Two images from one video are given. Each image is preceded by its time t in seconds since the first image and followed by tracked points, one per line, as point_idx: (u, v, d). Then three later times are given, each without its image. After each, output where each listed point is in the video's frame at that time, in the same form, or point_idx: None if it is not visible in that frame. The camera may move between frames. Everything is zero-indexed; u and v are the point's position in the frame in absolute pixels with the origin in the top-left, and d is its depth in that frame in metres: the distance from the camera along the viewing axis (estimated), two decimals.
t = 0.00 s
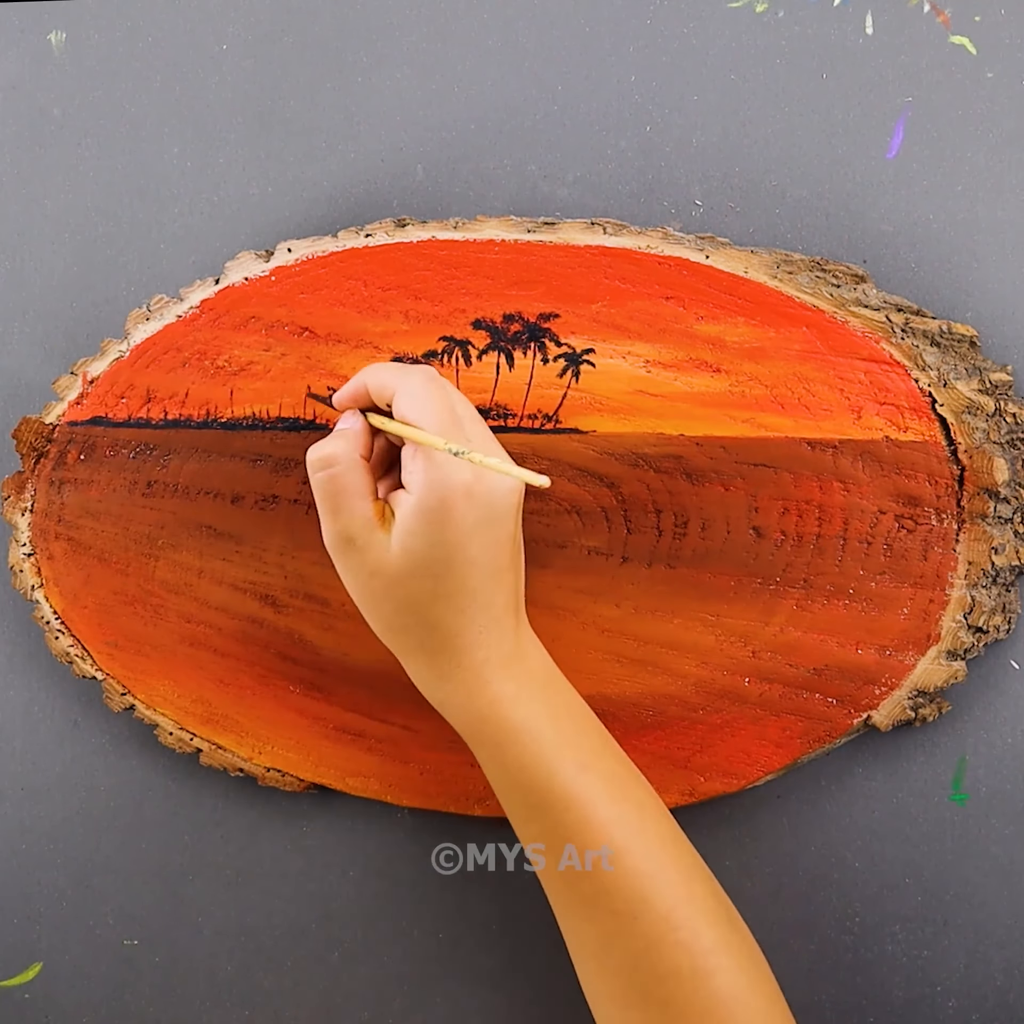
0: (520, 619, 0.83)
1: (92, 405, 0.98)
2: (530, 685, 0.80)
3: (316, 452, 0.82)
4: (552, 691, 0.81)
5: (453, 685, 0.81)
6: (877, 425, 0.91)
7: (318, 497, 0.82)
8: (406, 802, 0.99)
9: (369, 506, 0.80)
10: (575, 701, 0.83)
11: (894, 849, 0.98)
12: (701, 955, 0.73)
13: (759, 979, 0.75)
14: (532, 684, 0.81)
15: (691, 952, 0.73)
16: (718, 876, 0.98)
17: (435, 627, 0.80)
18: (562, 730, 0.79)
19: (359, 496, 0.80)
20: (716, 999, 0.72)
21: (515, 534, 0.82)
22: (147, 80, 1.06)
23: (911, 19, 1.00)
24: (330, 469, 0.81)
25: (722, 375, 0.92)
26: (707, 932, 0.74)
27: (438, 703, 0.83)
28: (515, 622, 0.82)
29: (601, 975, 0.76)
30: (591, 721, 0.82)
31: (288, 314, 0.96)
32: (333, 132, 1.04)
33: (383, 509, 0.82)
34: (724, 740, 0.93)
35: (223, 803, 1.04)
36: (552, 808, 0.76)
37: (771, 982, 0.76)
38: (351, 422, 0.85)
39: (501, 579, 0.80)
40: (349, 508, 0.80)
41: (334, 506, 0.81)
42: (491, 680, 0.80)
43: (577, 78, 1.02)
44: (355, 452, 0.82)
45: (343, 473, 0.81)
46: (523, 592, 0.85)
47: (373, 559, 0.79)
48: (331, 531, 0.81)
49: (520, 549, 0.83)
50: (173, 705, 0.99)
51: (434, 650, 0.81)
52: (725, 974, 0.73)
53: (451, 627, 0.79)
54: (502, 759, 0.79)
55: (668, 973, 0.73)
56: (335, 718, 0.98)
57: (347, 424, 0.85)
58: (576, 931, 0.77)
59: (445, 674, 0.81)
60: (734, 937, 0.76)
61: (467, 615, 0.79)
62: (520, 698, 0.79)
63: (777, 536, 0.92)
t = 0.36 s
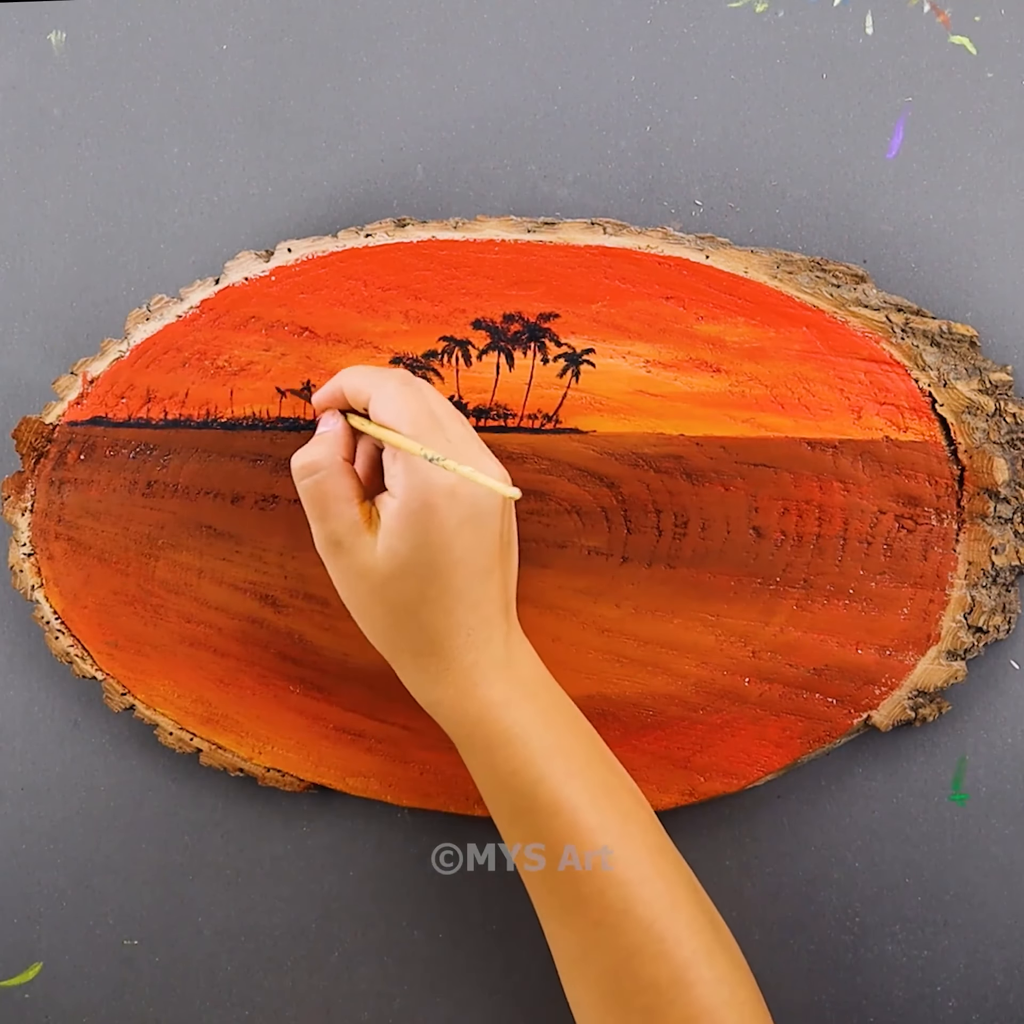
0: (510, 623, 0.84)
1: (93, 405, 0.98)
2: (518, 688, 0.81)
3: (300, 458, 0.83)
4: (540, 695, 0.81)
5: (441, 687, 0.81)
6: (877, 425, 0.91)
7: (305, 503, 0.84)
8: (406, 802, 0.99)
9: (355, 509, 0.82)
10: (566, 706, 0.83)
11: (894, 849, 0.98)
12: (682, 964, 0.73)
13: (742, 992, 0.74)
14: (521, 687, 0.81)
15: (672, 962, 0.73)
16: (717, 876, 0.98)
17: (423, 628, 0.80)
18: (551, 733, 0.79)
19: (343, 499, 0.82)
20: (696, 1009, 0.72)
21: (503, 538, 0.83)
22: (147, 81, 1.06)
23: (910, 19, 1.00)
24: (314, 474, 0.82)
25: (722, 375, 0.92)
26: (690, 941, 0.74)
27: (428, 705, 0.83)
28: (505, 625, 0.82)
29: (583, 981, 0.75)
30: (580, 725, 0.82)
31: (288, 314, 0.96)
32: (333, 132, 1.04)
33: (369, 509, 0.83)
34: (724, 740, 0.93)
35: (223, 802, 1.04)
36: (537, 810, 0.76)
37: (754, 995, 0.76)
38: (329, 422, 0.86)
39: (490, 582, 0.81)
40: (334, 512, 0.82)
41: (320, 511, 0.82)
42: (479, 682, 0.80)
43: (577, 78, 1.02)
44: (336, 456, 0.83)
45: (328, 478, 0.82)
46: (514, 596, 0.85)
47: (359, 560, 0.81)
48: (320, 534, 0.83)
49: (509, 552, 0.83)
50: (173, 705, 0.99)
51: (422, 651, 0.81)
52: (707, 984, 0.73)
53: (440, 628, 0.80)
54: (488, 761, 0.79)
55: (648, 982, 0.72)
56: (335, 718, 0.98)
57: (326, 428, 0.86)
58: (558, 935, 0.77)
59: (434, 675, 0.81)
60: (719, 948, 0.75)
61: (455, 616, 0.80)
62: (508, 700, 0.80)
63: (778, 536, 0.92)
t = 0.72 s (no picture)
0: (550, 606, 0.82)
1: (93, 405, 0.98)
2: (567, 673, 0.80)
3: (344, 448, 0.79)
4: (582, 679, 0.81)
5: (490, 673, 0.79)
6: (877, 425, 0.91)
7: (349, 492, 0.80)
8: (406, 802, 0.99)
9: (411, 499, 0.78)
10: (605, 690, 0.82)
11: (894, 849, 0.98)
12: (743, 946, 0.74)
13: (798, 973, 0.76)
14: (569, 673, 0.80)
15: (736, 944, 0.74)
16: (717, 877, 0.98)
17: (472, 614, 0.78)
18: (601, 720, 0.79)
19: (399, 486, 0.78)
20: (759, 989, 0.73)
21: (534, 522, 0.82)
22: (146, 81, 1.06)
23: (910, 20, 1.00)
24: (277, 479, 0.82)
25: (722, 375, 0.92)
26: (748, 921, 0.75)
27: (467, 688, 0.81)
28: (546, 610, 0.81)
29: (645, 967, 0.76)
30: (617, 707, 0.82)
31: (288, 314, 0.96)
32: (332, 132, 1.04)
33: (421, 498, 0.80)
34: (725, 740, 0.93)
35: (223, 802, 1.04)
36: (589, 794, 0.76)
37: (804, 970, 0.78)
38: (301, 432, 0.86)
39: (540, 568, 0.80)
40: (386, 501, 0.78)
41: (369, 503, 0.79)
42: (531, 668, 0.79)
43: (577, 78, 1.02)
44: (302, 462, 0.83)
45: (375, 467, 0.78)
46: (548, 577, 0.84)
47: (414, 550, 0.77)
48: (369, 525, 0.79)
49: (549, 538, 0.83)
50: (173, 705, 0.99)
51: (473, 637, 0.79)
52: (767, 964, 0.74)
53: (491, 613, 0.78)
54: (546, 748, 0.78)
55: (715, 965, 0.73)
56: (335, 718, 0.98)
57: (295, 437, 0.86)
58: (613, 922, 0.77)
59: (487, 663, 0.79)
60: (771, 929, 0.76)
61: (509, 603, 0.78)
62: (560, 687, 0.79)
63: (778, 536, 0.92)
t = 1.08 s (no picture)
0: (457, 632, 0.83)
1: (92, 405, 0.98)
2: (465, 697, 0.80)
3: (250, 463, 0.81)
4: (492, 701, 0.82)
5: (389, 697, 0.81)
6: (877, 425, 0.91)
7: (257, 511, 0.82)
8: (405, 802, 0.99)
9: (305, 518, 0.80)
10: (518, 715, 0.83)
11: (894, 849, 0.98)
12: (644, 962, 0.73)
13: (706, 989, 0.75)
14: (473, 697, 0.81)
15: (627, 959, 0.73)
16: (717, 876, 0.99)
17: (365, 639, 0.80)
18: (500, 739, 0.79)
19: (295, 509, 0.80)
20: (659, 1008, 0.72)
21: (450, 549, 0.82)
22: (146, 81, 1.06)
23: (910, 20, 1.00)
24: (265, 482, 0.81)
25: (722, 375, 0.92)
26: (647, 937, 0.75)
27: (381, 717, 0.82)
28: (449, 635, 0.81)
29: (546, 984, 0.75)
30: (533, 734, 0.82)
31: (288, 314, 0.96)
32: (332, 132, 1.04)
33: (319, 518, 0.81)
34: (725, 740, 0.93)
35: (223, 802, 1.04)
36: (497, 813, 0.76)
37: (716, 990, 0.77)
38: (277, 428, 0.83)
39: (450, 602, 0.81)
40: (289, 521, 0.80)
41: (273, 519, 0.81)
42: (425, 691, 0.80)
43: (577, 77, 1.02)
44: (289, 460, 0.81)
45: (283, 488, 0.80)
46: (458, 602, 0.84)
47: (306, 570, 0.80)
48: (272, 543, 0.81)
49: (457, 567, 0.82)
50: (173, 705, 0.99)
51: (369, 662, 0.81)
52: (666, 980, 0.73)
53: (375, 637, 0.79)
54: (438, 769, 0.79)
55: (611, 981, 0.73)
56: (335, 718, 0.98)
57: (273, 430, 0.83)
58: (519, 940, 0.77)
59: (401, 688, 0.80)
60: (679, 948, 0.76)
61: (399, 625, 0.79)
62: (456, 709, 0.79)
63: (778, 536, 0.92)
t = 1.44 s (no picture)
0: (428, 580, 0.84)
1: (92, 405, 0.98)
2: (443, 644, 0.81)
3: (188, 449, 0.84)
4: (501, 684, 0.81)
5: (364, 647, 0.81)
6: (877, 425, 0.91)
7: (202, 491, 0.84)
8: (405, 803, 0.99)
9: (251, 487, 0.82)
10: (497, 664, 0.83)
11: (894, 849, 0.98)
12: (622, 915, 0.74)
13: (708, 983, 0.76)
14: (450, 644, 0.81)
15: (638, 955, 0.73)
16: (716, 876, 0.99)
17: (337, 592, 0.81)
18: (480, 686, 0.79)
19: (238, 480, 0.82)
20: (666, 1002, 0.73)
21: (409, 489, 0.83)
22: (146, 81, 1.06)
23: (910, 20, 1.00)
24: (201, 458, 0.83)
25: (722, 375, 0.92)
26: (629, 891, 0.75)
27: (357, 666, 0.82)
28: (420, 580, 0.82)
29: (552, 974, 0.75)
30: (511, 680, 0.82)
31: (288, 314, 0.96)
32: (331, 132, 1.04)
33: (267, 487, 0.84)
34: (724, 740, 0.93)
35: (223, 802, 1.04)
36: (509, 801, 0.75)
37: (698, 946, 0.78)
38: (216, 412, 0.87)
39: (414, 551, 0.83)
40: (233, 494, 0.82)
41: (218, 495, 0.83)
42: (399, 636, 0.80)
43: (577, 78, 1.02)
44: (223, 437, 0.84)
45: (224, 462, 0.83)
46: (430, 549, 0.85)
47: (261, 533, 0.82)
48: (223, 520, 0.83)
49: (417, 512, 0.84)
50: (173, 705, 0.99)
51: (343, 615, 0.82)
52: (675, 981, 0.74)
53: (347, 588, 0.81)
54: (415, 717, 0.79)
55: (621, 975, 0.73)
56: (335, 718, 0.98)
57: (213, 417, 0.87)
58: (526, 927, 0.77)
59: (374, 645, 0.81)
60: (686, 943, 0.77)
61: (371, 579, 0.80)
62: (463, 692, 0.79)
63: (778, 536, 0.92)
